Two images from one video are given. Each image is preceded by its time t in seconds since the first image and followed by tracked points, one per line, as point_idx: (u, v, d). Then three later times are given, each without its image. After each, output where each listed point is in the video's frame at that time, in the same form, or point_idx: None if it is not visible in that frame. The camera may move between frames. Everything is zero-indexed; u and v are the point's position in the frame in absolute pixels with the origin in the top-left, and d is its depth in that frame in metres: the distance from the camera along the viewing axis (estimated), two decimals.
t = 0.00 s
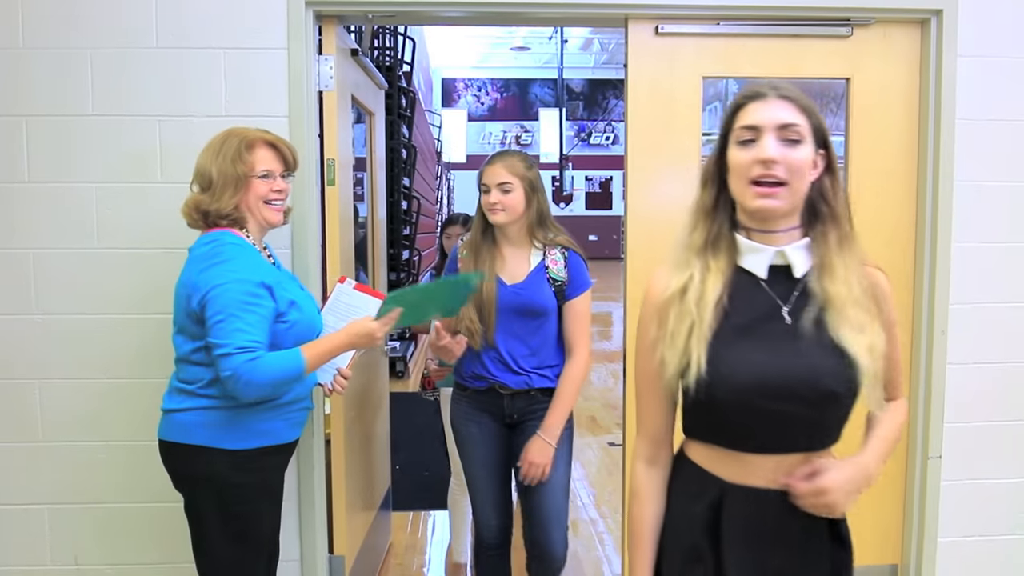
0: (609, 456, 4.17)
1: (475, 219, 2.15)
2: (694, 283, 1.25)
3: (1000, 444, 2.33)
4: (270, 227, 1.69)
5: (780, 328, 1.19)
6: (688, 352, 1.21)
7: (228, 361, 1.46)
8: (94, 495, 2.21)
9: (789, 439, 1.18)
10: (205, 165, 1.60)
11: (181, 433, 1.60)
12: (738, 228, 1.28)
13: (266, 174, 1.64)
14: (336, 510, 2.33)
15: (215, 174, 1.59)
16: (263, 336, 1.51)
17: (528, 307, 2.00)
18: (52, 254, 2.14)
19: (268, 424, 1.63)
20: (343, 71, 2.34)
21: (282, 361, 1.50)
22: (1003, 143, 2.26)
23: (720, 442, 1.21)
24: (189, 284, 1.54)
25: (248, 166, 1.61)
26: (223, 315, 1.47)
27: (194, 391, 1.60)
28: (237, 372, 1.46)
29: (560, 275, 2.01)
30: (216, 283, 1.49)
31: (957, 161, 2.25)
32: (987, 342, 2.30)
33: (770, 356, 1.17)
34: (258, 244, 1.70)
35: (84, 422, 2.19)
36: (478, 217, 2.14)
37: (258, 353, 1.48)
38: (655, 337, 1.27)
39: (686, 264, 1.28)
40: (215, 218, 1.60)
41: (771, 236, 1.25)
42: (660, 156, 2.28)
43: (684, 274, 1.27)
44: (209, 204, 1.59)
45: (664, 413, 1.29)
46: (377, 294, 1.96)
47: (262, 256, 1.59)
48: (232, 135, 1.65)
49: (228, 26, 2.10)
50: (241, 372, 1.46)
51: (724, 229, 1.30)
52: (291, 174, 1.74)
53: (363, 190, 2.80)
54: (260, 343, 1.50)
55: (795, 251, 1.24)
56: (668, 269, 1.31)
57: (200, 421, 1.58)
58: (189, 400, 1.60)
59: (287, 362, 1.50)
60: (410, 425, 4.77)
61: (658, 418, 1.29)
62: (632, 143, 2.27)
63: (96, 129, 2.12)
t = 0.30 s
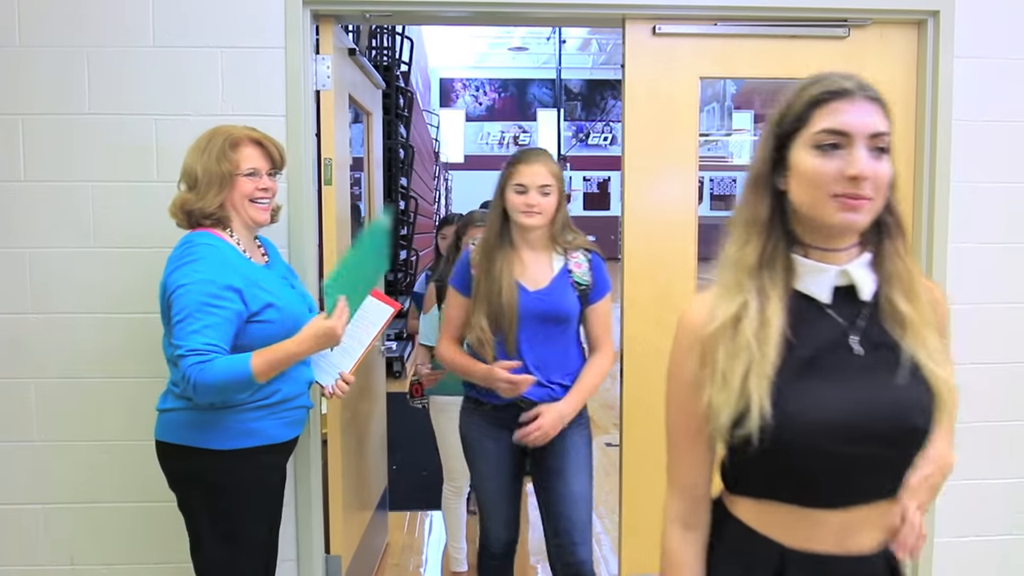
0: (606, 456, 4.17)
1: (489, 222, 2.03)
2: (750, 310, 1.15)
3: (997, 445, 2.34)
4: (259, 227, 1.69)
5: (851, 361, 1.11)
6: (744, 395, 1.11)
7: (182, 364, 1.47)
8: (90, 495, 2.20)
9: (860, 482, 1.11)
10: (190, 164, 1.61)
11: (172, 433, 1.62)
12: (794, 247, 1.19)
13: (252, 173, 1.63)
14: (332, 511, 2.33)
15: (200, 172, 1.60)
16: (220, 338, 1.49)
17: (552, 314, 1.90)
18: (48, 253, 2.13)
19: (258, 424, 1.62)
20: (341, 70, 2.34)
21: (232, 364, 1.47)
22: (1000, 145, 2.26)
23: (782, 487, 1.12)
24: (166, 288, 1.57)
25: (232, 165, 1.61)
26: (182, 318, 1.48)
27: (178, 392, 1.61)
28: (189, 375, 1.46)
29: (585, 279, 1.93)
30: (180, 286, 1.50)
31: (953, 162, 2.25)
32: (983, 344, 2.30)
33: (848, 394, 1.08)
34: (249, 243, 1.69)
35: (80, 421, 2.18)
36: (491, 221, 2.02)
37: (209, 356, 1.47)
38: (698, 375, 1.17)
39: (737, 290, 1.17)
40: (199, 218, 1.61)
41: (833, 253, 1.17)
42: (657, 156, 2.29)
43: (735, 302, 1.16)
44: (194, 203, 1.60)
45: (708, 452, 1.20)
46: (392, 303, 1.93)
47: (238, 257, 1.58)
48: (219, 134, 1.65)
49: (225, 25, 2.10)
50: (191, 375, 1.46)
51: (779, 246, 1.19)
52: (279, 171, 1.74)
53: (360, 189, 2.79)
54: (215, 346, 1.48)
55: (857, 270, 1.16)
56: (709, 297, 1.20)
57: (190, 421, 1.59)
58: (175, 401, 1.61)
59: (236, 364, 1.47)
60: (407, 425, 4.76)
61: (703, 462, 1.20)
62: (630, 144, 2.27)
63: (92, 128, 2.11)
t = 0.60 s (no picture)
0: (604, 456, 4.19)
1: (557, 218, 1.77)
2: (850, 329, 0.81)
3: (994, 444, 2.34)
4: (244, 228, 1.68)
5: (990, 393, 0.79)
6: (847, 440, 0.78)
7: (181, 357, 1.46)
8: (86, 495, 2.20)
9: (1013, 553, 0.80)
10: (174, 165, 1.61)
11: (163, 436, 1.62)
12: (864, 216, 0.86)
13: (235, 174, 1.62)
14: (328, 511, 2.33)
15: (183, 173, 1.59)
16: (213, 328, 1.50)
17: (624, 320, 1.69)
18: (43, 254, 2.13)
19: (246, 425, 1.60)
20: (338, 70, 2.34)
21: (230, 348, 1.47)
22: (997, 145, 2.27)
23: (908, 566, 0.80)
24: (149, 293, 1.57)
25: (215, 166, 1.60)
26: (172, 314, 1.48)
27: (169, 394, 1.61)
28: (190, 365, 1.45)
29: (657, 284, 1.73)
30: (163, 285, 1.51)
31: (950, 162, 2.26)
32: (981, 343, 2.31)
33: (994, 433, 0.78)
34: (235, 245, 1.69)
35: (76, 421, 2.18)
36: (562, 218, 1.76)
37: (206, 344, 1.46)
38: (773, 413, 0.84)
39: (825, 305, 0.83)
40: (183, 219, 1.61)
41: (951, 253, 0.84)
42: (654, 157, 2.29)
43: (823, 319, 0.82)
44: (178, 204, 1.60)
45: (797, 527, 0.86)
46: (397, 310, 1.91)
47: (219, 253, 1.59)
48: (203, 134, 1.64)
49: (221, 25, 2.10)
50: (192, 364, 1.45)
51: (880, 247, 0.85)
52: (265, 171, 1.72)
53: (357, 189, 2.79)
54: (210, 335, 1.48)
55: (982, 276, 0.84)
56: (796, 310, 0.85)
57: (179, 424, 1.59)
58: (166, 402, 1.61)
59: (234, 348, 1.47)
60: (405, 425, 4.76)
61: (796, 524, 0.86)
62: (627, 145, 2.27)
63: (88, 128, 2.11)
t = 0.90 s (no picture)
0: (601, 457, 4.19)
1: (646, 211, 1.50)
2: None
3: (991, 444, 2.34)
4: (232, 229, 1.67)
5: None
6: None
7: (222, 316, 1.49)
8: (81, 496, 2.19)
9: None
10: (162, 165, 1.60)
11: (151, 438, 1.60)
12: (995, 225, 0.66)
13: (224, 175, 1.62)
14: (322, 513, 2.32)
15: (170, 173, 1.58)
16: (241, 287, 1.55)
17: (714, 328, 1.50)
18: (39, 254, 2.12)
19: (232, 427, 1.60)
20: (335, 70, 2.34)
21: (278, 291, 1.57)
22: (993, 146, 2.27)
23: None
24: (142, 290, 1.56)
25: (204, 166, 1.59)
26: (194, 287, 1.50)
27: (159, 394, 1.60)
28: (239, 316, 1.50)
29: (738, 289, 1.56)
30: (170, 270, 1.51)
31: (946, 163, 2.26)
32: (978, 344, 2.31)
33: None
34: (222, 246, 1.68)
35: (71, 422, 2.17)
36: (655, 209, 1.49)
37: (247, 295, 1.53)
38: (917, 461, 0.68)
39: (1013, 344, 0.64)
40: (169, 218, 1.60)
41: None
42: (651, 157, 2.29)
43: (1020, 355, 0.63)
44: (164, 203, 1.59)
45: None
46: (392, 311, 1.89)
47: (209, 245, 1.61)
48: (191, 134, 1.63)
49: (218, 25, 2.10)
50: (244, 314, 1.50)
51: None
52: (255, 173, 1.72)
53: (354, 190, 2.79)
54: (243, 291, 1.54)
55: None
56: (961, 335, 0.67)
57: (165, 426, 1.58)
58: (156, 403, 1.60)
59: (283, 287, 1.58)
60: (403, 426, 4.76)
61: None
62: (623, 146, 2.27)
63: (84, 129, 2.11)
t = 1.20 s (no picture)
0: (598, 458, 4.19)
1: (774, 225, 1.33)
2: None
3: (989, 445, 2.34)
4: (230, 230, 1.66)
5: None
6: None
7: (245, 315, 1.50)
8: (75, 498, 2.18)
9: None
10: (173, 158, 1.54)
11: (148, 439, 1.59)
12: None
13: (235, 178, 1.60)
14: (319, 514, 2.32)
15: (186, 171, 1.53)
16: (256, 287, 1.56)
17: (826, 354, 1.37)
18: (33, 254, 2.11)
19: (229, 429, 1.59)
20: (332, 69, 2.33)
21: (297, 292, 1.60)
22: (991, 146, 2.27)
23: None
24: (145, 290, 1.54)
25: (220, 168, 1.57)
26: (212, 287, 1.49)
27: (158, 395, 1.59)
28: (262, 317, 1.52)
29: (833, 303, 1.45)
30: (183, 271, 1.49)
31: (944, 163, 2.26)
32: (976, 344, 2.30)
33: None
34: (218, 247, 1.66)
35: (65, 423, 2.16)
36: (789, 224, 1.31)
37: (268, 296, 1.55)
38: None
39: None
40: (175, 213, 1.55)
41: None
42: (648, 157, 2.28)
43: None
44: (177, 200, 1.54)
45: None
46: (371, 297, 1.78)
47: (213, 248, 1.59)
48: (200, 131, 1.59)
49: (214, 24, 2.09)
50: (266, 314, 1.53)
51: None
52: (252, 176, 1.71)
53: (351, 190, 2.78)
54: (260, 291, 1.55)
55: None
56: None
57: (162, 428, 1.57)
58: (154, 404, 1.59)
59: (302, 287, 1.61)
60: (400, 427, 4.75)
61: None
62: (621, 145, 2.26)
63: (79, 129, 2.09)
